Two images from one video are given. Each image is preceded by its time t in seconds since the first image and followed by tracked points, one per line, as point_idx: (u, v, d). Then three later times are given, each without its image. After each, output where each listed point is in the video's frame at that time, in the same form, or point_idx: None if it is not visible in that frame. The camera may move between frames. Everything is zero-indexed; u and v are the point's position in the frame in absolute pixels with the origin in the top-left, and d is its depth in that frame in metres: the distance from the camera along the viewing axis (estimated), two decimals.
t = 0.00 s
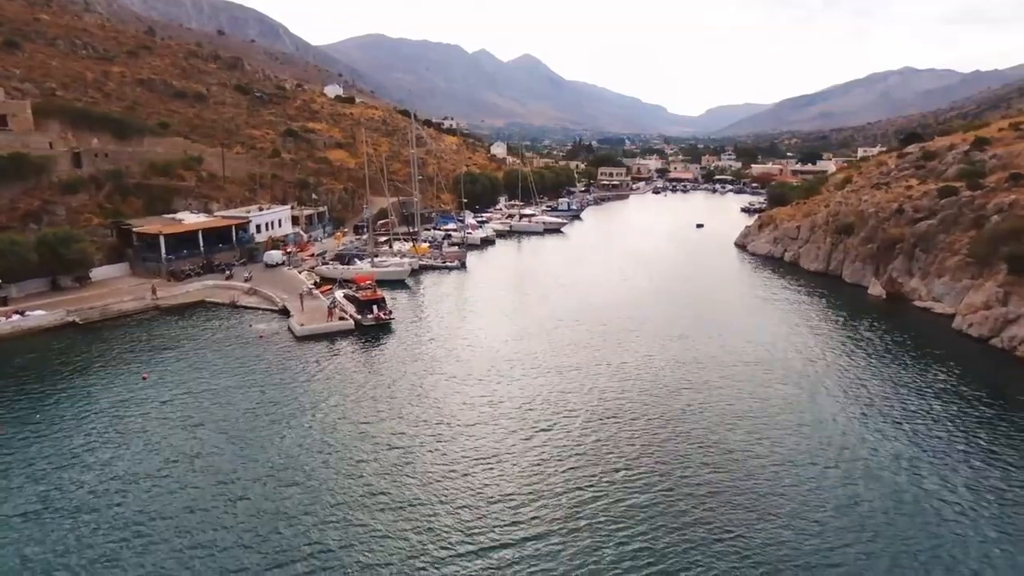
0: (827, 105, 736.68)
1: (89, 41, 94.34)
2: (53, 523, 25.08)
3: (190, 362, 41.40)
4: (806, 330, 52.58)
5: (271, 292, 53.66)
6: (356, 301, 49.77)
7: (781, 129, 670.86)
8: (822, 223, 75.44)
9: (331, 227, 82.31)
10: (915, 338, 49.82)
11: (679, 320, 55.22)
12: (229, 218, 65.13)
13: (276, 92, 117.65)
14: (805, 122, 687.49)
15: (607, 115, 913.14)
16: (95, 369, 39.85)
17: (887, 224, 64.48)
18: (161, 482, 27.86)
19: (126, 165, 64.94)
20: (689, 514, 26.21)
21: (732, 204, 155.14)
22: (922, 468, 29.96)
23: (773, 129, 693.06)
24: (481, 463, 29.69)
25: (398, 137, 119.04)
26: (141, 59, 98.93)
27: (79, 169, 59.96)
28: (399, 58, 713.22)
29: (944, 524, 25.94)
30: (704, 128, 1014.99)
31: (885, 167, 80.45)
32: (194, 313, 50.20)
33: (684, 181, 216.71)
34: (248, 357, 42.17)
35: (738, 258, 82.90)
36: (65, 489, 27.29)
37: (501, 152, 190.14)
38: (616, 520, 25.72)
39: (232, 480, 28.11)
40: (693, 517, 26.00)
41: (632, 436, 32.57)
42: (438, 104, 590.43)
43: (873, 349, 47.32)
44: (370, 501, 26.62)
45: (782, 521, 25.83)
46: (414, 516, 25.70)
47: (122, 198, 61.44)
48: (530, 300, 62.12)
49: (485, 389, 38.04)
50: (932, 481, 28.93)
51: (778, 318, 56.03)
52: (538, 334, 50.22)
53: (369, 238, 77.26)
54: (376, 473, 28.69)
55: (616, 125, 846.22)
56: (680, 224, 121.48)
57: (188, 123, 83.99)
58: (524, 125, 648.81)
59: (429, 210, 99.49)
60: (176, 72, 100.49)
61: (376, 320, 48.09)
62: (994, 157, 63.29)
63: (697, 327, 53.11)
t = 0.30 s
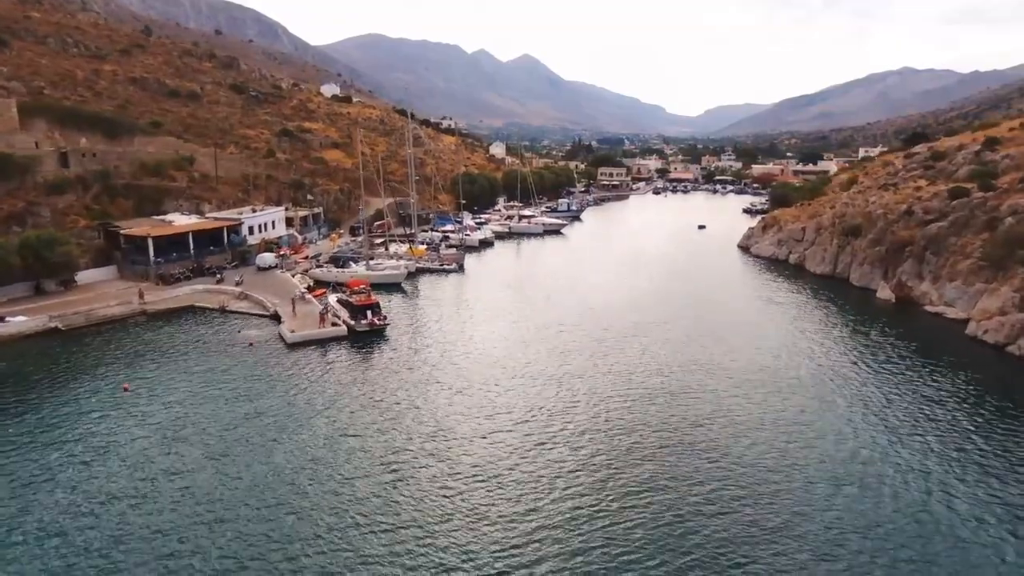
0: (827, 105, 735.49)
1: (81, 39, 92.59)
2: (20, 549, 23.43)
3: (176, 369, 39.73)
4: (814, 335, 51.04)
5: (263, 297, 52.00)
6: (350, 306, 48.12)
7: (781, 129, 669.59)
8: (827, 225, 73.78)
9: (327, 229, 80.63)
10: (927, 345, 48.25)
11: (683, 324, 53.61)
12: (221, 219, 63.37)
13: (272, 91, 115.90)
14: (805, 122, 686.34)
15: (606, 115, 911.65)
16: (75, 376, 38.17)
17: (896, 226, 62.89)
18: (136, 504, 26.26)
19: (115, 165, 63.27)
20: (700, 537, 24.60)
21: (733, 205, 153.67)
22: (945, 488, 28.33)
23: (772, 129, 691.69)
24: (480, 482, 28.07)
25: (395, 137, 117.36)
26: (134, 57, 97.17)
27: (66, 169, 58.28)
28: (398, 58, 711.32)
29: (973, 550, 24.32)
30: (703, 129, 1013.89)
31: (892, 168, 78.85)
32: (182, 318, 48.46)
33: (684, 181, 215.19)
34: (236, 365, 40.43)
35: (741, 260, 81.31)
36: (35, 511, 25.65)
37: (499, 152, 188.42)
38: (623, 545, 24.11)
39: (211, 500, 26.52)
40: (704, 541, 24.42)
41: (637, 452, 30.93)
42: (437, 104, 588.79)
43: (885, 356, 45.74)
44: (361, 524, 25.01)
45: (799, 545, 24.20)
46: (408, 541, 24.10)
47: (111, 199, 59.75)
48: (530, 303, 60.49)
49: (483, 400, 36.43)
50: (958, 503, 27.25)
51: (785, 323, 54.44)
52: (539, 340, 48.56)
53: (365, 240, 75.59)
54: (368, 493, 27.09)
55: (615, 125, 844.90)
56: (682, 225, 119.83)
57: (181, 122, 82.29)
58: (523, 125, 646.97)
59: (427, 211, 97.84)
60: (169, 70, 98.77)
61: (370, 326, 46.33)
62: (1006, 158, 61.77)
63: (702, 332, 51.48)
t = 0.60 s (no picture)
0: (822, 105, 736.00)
1: (66, 36, 90.65)
2: None
3: (155, 378, 37.98)
4: (816, 340, 49.64)
5: (249, 301, 50.23)
6: (339, 311, 46.38)
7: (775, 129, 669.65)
8: (829, 226, 72.41)
9: (318, 230, 78.87)
10: (935, 350, 46.83)
11: (683, 328, 52.09)
12: (208, 221, 61.59)
13: (263, 90, 114.08)
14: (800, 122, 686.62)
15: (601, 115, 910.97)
16: (49, 386, 36.47)
17: (900, 227, 61.49)
18: (104, 527, 24.68)
19: (98, 166, 61.50)
20: (706, 563, 23.11)
21: (730, 205, 152.37)
22: (963, 506, 26.91)
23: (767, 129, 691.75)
24: (472, 502, 26.54)
25: (388, 137, 115.71)
26: (121, 55, 95.28)
27: (46, 170, 56.50)
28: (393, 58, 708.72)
29: (997, 574, 22.89)
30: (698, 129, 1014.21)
31: (893, 168, 77.47)
32: (165, 324, 46.71)
33: (680, 181, 213.92)
34: (219, 374, 38.73)
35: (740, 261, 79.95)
36: None
37: (494, 153, 186.77)
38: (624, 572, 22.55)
39: (184, 523, 24.97)
40: (711, 567, 22.91)
41: (637, 468, 29.44)
42: (432, 104, 586.95)
43: (891, 362, 44.37)
44: (346, 551, 23.42)
45: (811, 571, 22.74)
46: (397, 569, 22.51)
47: (93, 201, 57.97)
48: (525, 307, 58.92)
49: (476, 411, 34.89)
50: (979, 522, 25.83)
51: (788, 327, 53.02)
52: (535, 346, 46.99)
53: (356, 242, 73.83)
54: (353, 515, 25.53)
55: (610, 125, 844.03)
56: (679, 226, 118.42)
57: (168, 122, 80.50)
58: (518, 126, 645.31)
59: (420, 211, 96.16)
60: (157, 69, 96.89)
61: (360, 332, 44.61)
62: (1012, 158, 60.52)
63: (703, 336, 50.00)
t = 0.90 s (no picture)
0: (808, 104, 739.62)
1: (41, 33, 88.19)
2: None
3: (127, 389, 36.18)
4: (813, 343, 48.49)
5: (228, 307, 48.42)
6: (322, 317, 44.69)
7: (762, 129, 672.15)
8: (822, 227, 71.39)
9: (302, 232, 76.97)
10: (934, 354, 45.87)
11: (677, 332, 50.80)
12: (186, 223, 59.55)
13: (246, 88, 111.86)
14: (787, 121, 689.54)
15: (589, 114, 910.97)
16: (13, 399, 34.58)
17: (894, 228, 60.54)
18: (60, 555, 22.96)
19: (71, 166, 59.41)
20: None
21: (719, 205, 151.64)
22: (976, 524, 25.72)
23: (754, 129, 694.18)
24: (460, 525, 25.06)
25: (374, 137, 113.83)
26: (99, 52, 92.88)
27: (15, 171, 54.40)
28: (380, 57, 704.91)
29: None
30: (686, 128, 1016.62)
31: (885, 168, 76.70)
32: (139, 332, 44.69)
33: (669, 181, 213.18)
34: (194, 384, 36.98)
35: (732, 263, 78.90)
36: None
37: (482, 152, 185.10)
38: None
39: (148, 550, 23.29)
40: None
41: (633, 485, 28.01)
42: (420, 104, 584.17)
43: (889, 367, 43.25)
44: None
45: None
46: None
47: (65, 202, 55.90)
48: (514, 310, 57.43)
49: (463, 424, 33.37)
50: (992, 541, 24.66)
51: (783, 330, 51.86)
52: (525, 351, 45.49)
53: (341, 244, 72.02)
54: (332, 541, 23.97)
55: (598, 125, 844.32)
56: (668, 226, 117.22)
57: (146, 120, 78.35)
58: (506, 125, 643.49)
59: (407, 212, 94.42)
60: (136, 66, 94.54)
61: (343, 340, 42.82)
62: (1007, 158, 59.70)
63: (698, 340, 48.71)
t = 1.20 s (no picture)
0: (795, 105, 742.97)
1: (15, 29, 85.75)
2: None
3: (95, 402, 34.37)
4: (808, 347, 47.42)
5: (206, 313, 46.58)
6: (303, 324, 42.97)
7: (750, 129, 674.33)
8: (815, 228, 70.42)
9: (286, 234, 75.03)
10: (932, 358, 44.86)
11: (669, 336, 49.47)
12: (163, 226, 57.55)
13: (229, 87, 109.68)
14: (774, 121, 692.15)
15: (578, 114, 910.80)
16: None
17: (889, 229, 59.56)
18: None
19: (42, 168, 57.36)
20: None
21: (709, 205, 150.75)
22: (988, 545, 24.51)
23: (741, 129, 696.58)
24: (445, 550, 23.66)
25: (360, 136, 111.92)
26: (76, 49, 90.52)
27: None
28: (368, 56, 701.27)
29: None
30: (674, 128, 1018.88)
31: (878, 168, 75.81)
32: (111, 340, 42.81)
33: (659, 181, 212.35)
34: (167, 396, 35.23)
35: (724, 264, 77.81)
36: None
37: (470, 153, 183.31)
38: None
39: None
40: None
41: (628, 503, 26.69)
42: (408, 103, 581.31)
43: (886, 372, 42.28)
44: None
45: None
46: None
47: (36, 205, 53.88)
48: (503, 314, 55.90)
49: (450, 437, 31.96)
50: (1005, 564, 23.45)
51: (778, 334, 50.69)
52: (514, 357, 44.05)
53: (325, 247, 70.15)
54: (311, 566, 22.69)
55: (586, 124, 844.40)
56: (658, 226, 116.07)
57: (124, 120, 76.25)
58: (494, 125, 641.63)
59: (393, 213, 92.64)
60: (114, 64, 92.27)
61: (325, 347, 41.14)
62: (1003, 158, 58.85)
63: (692, 345, 47.42)
